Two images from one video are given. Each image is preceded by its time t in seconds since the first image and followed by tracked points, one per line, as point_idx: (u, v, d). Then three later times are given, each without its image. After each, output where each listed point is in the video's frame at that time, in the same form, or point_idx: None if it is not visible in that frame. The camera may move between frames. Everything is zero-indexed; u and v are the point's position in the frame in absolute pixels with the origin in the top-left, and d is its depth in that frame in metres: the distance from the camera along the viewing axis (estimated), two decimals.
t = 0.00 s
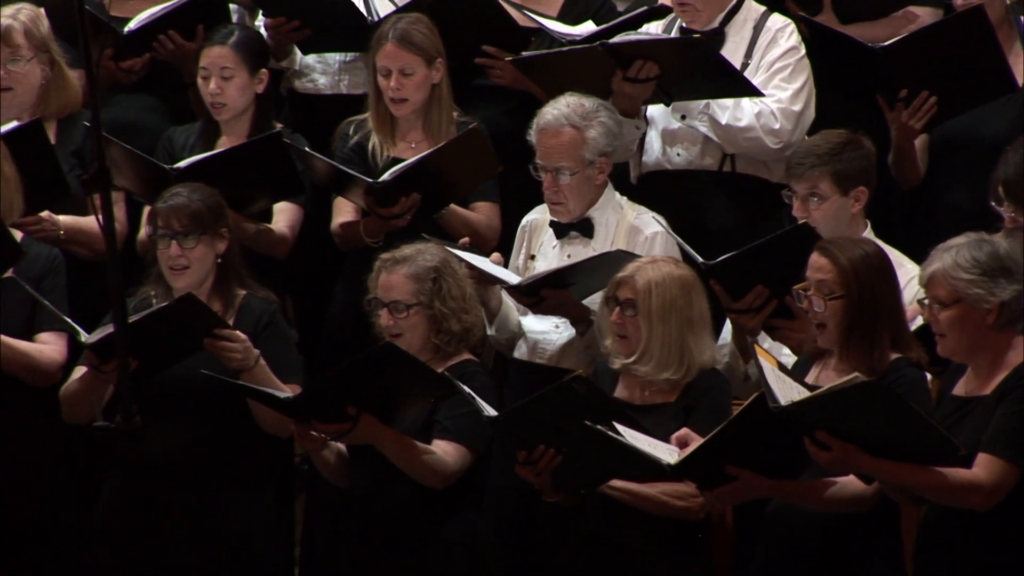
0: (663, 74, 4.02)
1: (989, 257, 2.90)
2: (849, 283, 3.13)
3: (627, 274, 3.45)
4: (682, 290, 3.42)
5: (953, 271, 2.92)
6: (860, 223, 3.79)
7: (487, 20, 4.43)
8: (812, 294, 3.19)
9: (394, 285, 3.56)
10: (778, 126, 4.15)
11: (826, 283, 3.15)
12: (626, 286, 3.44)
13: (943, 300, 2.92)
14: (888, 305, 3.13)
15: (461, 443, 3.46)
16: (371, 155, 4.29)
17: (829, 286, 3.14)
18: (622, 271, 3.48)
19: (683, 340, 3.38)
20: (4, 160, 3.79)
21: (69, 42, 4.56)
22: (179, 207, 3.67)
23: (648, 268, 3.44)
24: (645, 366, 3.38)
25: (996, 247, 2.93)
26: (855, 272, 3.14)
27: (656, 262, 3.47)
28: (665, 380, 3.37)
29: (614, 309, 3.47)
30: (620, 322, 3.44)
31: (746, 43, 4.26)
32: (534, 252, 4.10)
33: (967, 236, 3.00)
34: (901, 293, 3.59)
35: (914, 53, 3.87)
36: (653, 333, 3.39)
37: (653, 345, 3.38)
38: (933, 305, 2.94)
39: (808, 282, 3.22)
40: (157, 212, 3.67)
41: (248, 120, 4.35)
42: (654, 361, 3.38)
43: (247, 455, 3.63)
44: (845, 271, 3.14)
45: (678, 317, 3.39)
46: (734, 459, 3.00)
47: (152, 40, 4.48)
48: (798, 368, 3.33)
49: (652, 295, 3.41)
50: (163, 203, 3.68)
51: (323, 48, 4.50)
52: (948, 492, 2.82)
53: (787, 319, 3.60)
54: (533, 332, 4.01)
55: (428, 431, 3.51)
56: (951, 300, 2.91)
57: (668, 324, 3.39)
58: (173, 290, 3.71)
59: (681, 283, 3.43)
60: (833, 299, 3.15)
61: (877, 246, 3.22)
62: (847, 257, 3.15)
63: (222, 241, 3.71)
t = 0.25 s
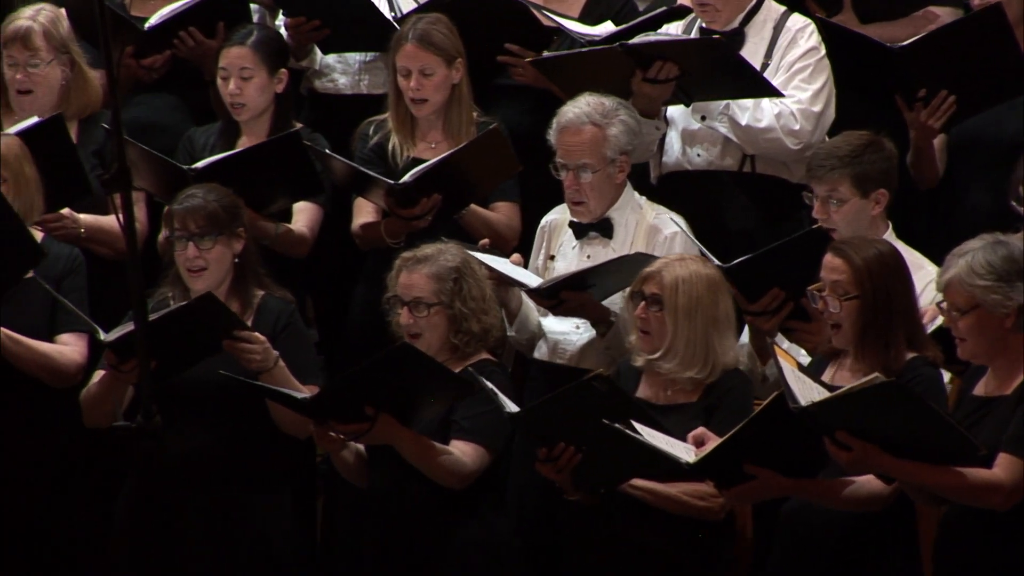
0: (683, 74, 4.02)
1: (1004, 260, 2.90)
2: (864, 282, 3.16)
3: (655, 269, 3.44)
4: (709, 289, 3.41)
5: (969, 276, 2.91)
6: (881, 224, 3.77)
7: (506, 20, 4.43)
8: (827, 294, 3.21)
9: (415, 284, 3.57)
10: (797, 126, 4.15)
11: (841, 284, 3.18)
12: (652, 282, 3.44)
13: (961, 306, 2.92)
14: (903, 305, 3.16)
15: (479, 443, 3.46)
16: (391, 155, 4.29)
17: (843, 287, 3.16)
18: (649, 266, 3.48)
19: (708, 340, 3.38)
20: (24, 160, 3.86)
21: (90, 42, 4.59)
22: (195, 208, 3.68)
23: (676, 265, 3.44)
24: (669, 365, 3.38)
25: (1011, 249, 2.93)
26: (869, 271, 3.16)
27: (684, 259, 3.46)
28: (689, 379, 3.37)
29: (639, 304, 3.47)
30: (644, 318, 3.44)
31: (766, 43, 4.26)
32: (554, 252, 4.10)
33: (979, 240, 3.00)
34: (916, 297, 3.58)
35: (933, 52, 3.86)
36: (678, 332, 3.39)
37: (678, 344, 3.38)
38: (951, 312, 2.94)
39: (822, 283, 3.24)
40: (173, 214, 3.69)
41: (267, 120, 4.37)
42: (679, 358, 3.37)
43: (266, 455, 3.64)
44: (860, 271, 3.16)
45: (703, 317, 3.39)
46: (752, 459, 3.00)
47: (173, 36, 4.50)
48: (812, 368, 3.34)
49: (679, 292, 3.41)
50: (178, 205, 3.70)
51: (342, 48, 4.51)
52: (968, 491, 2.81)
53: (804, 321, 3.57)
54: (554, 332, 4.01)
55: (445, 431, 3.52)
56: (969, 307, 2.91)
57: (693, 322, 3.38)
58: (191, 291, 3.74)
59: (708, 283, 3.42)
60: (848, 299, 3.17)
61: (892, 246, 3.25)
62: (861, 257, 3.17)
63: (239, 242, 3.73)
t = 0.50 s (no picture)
0: (707, 76, 4.03)
1: None
2: (883, 282, 3.18)
3: (681, 269, 3.44)
4: (736, 290, 3.41)
5: (996, 278, 2.90)
6: (904, 226, 3.77)
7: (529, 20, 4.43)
8: (846, 295, 3.23)
9: (439, 284, 3.58)
10: (821, 127, 4.14)
11: (860, 284, 3.20)
12: (679, 281, 3.44)
13: (989, 308, 2.91)
14: (922, 305, 3.18)
15: (501, 443, 3.47)
16: (415, 155, 4.30)
17: (862, 287, 3.19)
18: (676, 266, 3.48)
19: (734, 340, 3.37)
20: (54, 161, 3.86)
21: (115, 43, 4.61)
22: (214, 213, 3.69)
23: (703, 265, 3.43)
24: (696, 366, 3.38)
25: None
26: (889, 271, 3.18)
27: (711, 259, 3.45)
28: (716, 379, 3.37)
29: (667, 303, 3.46)
30: (671, 317, 3.43)
31: (790, 44, 4.25)
32: (579, 253, 4.09)
33: (1008, 238, 2.98)
34: (936, 300, 3.57)
35: (957, 53, 3.85)
36: (704, 332, 3.38)
37: (704, 344, 3.38)
38: (979, 313, 2.93)
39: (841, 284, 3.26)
40: (192, 218, 3.70)
41: (291, 120, 4.38)
42: (705, 358, 3.37)
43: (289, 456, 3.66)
44: (879, 271, 3.18)
45: (730, 318, 3.38)
46: (775, 459, 3.00)
47: (195, 42, 4.51)
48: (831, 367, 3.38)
49: (704, 293, 3.40)
50: (197, 211, 3.71)
51: (366, 48, 4.53)
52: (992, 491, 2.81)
53: (823, 325, 3.67)
54: (578, 332, 4.00)
55: (467, 432, 3.52)
56: (997, 308, 2.90)
57: (720, 321, 3.38)
58: (213, 294, 3.75)
59: (734, 284, 3.41)
60: (867, 299, 3.20)
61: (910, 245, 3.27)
62: (880, 257, 3.20)
63: (259, 244, 3.73)
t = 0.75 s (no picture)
0: (728, 75, 4.00)
1: None
2: (899, 281, 3.20)
3: (704, 270, 3.44)
4: (759, 292, 3.39)
5: (1018, 277, 2.89)
6: (923, 225, 3.75)
7: (549, 20, 4.44)
8: (862, 294, 3.25)
9: (458, 284, 3.59)
10: (842, 127, 4.13)
11: (876, 283, 3.22)
12: (702, 282, 3.43)
13: (1011, 308, 2.89)
14: (939, 305, 3.20)
15: (521, 443, 3.47)
16: (436, 153, 4.30)
17: (879, 286, 3.21)
18: (699, 267, 3.47)
19: (756, 341, 3.36)
20: (76, 160, 3.89)
21: (136, 44, 4.62)
22: (234, 214, 3.70)
23: (726, 266, 3.43)
24: (718, 367, 3.37)
25: None
26: (905, 269, 3.21)
27: (735, 260, 3.44)
28: (738, 380, 3.36)
29: (689, 304, 3.46)
30: (694, 318, 3.43)
31: (811, 44, 4.24)
32: (601, 252, 4.08)
33: None
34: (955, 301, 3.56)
35: (978, 52, 3.84)
36: (727, 332, 3.37)
37: (726, 345, 3.37)
38: (1001, 313, 2.91)
39: (857, 283, 3.29)
40: (213, 219, 3.71)
41: (312, 119, 4.40)
42: (727, 359, 3.36)
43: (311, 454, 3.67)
44: (896, 269, 3.21)
45: (753, 319, 3.37)
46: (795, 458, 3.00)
47: (218, 42, 4.53)
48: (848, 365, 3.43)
49: (726, 294, 3.40)
50: (218, 210, 3.72)
51: (387, 48, 4.54)
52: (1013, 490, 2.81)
53: (840, 325, 3.70)
54: (600, 332, 3.99)
55: (487, 432, 3.53)
56: (1019, 307, 2.88)
57: (742, 323, 3.37)
58: (234, 295, 3.76)
59: (758, 286, 3.40)
60: (884, 298, 3.22)
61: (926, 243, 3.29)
62: (896, 256, 3.22)
63: (280, 244, 3.74)
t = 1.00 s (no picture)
0: (754, 74, 4.00)
1: None
2: (919, 279, 3.21)
3: (732, 269, 3.43)
4: (786, 292, 3.38)
5: None
6: (945, 225, 3.72)
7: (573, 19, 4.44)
8: (883, 293, 3.26)
9: (482, 284, 3.59)
10: (867, 127, 4.11)
11: (896, 282, 3.23)
12: (730, 280, 3.42)
13: None
14: (959, 304, 3.20)
15: (544, 442, 3.48)
16: (461, 152, 4.30)
17: (899, 284, 3.21)
18: (727, 266, 3.46)
19: (782, 341, 3.35)
20: (101, 161, 3.90)
21: (162, 44, 4.64)
22: (260, 214, 3.71)
23: (754, 266, 3.42)
24: (744, 367, 3.36)
25: None
26: (925, 268, 3.21)
27: (763, 260, 3.43)
28: (764, 380, 3.35)
29: (716, 303, 3.45)
30: (721, 317, 3.42)
31: (837, 43, 4.22)
32: (627, 253, 4.07)
33: None
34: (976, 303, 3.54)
35: (1005, 50, 3.83)
36: (754, 332, 3.36)
37: (753, 344, 3.36)
38: None
39: (877, 282, 3.29)
40: (241, 219, 3.72)
41: (336, 118, 4.40)
42: (754, 359, 3.35)
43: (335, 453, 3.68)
44: (915, 268, 3.21)
45: (780, 318, 3.36)
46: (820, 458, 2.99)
47: (241, 42, 4.53)
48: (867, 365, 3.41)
49: (755, 293, 3.38)
50: (245, 210, 3.73)
51: (411, 48, 4.54)
52: None
53: (859, 323, 3.63)
54: (625, 332, 3.98)
55: (511, 431, 3.52)
56: None
57: (769, 323, 3.36)
58: (261, 294, 3.77)
59: (786, 286, 3.39)
60: (904, 297, 3.22)
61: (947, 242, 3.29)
62: (916, 254, 3.23)
63: (308, 244, 3.75)
